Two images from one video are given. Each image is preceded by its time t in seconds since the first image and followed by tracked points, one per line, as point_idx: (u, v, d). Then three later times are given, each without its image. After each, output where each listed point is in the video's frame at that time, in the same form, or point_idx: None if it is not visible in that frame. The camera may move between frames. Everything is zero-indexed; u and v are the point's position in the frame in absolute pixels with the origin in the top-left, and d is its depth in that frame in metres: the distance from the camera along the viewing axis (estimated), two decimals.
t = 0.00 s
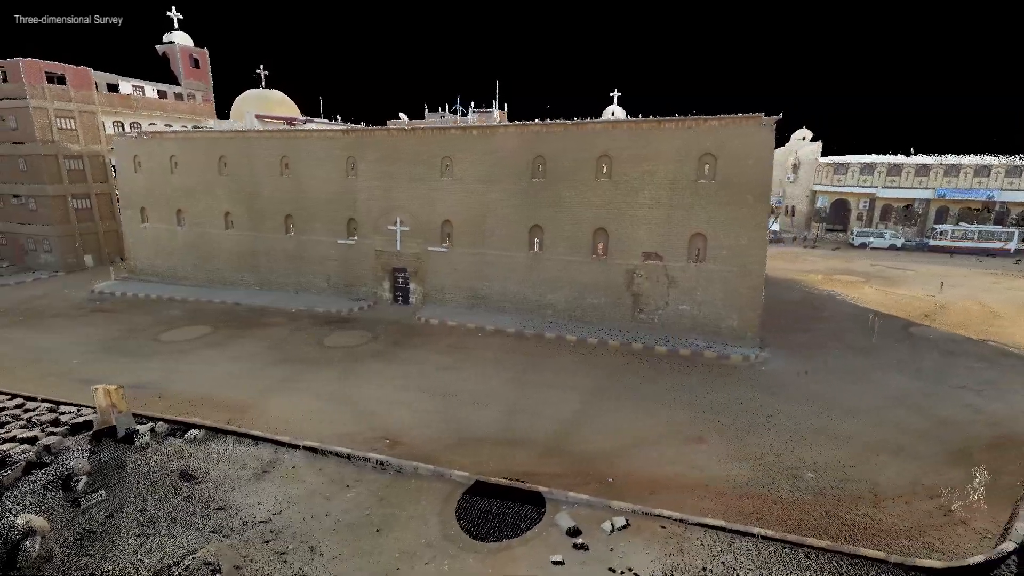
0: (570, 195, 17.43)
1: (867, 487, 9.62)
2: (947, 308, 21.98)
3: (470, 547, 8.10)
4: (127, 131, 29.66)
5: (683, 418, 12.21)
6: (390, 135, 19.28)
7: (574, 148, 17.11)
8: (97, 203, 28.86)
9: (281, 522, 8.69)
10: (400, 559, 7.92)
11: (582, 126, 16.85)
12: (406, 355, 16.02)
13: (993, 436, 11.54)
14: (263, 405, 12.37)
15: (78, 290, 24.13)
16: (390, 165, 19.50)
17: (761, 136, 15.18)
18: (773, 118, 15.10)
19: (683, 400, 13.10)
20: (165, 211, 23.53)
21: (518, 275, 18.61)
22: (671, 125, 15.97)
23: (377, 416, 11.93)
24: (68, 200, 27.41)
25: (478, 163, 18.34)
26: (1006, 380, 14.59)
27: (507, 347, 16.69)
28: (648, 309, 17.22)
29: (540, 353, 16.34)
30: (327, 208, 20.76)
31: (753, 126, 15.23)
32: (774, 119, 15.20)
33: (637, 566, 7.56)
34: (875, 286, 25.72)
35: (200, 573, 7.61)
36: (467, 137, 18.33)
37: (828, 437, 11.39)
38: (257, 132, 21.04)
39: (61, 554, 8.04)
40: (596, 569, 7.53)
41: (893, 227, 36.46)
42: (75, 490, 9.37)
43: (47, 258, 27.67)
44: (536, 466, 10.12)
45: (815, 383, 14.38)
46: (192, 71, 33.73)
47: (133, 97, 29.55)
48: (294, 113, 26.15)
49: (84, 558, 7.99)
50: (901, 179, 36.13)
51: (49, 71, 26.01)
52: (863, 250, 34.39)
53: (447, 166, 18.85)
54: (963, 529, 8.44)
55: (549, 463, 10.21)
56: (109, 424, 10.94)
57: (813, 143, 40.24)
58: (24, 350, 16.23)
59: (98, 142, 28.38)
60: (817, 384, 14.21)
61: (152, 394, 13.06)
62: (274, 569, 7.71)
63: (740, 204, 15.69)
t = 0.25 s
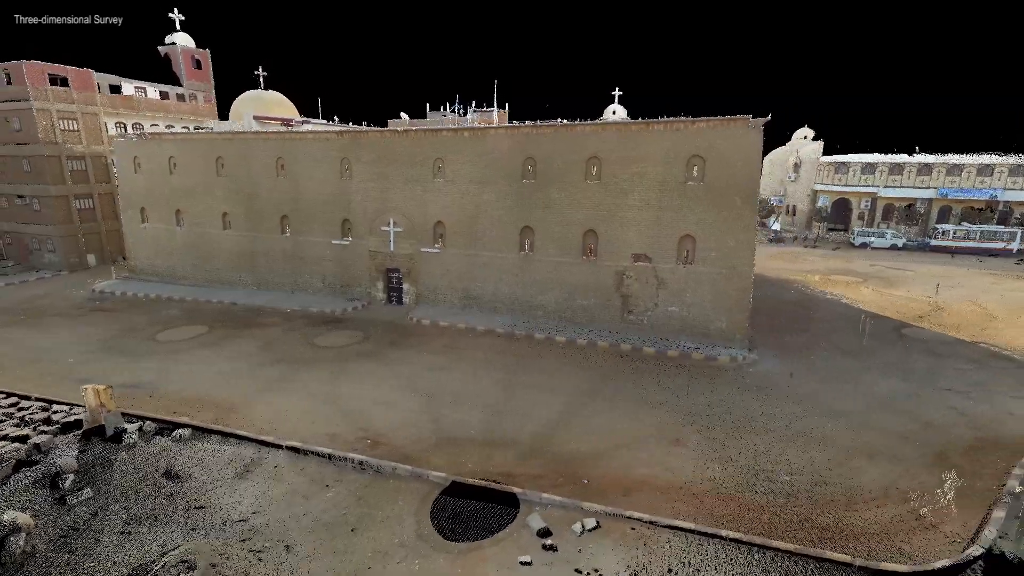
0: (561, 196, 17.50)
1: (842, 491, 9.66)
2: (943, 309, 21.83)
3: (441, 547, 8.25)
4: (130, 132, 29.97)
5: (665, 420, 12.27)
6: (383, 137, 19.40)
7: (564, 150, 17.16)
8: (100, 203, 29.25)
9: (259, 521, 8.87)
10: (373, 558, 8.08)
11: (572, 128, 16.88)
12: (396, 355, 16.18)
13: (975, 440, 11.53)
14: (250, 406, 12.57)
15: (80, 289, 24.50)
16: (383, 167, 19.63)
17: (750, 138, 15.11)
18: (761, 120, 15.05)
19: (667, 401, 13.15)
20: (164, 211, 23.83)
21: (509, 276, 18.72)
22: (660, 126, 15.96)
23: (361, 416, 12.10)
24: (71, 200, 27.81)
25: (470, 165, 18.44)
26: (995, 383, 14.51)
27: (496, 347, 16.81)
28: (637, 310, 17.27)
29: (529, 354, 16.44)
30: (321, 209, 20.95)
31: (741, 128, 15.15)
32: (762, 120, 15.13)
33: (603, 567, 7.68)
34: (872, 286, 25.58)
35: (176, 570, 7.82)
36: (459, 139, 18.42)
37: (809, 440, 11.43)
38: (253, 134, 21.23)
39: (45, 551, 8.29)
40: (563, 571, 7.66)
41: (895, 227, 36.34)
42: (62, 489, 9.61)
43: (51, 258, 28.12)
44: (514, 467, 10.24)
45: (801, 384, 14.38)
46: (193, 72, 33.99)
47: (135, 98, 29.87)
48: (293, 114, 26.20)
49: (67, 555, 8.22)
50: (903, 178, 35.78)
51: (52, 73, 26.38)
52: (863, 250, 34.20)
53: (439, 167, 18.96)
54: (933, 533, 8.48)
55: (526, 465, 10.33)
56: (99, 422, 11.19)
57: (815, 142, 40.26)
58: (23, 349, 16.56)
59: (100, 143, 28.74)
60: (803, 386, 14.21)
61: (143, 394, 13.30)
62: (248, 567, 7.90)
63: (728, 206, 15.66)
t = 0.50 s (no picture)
0: (551, 198, 17.59)
1: (816, 494, 9.70)
2: (938, 311, 21.73)
3: (414, 546, 8.39)
4: (132, 133, 30.34)
5: (647, 421, 12.35)
6: (376, 139, 19.57)
7: (554, 152, 17.25)
8: (103, 203, 29.67)
9: (239, 520, 9.06)
10: (346, 557, 8.25)
11: (562, 129, 16.94)
12: (386, 355, 16.36)
13: (956, 443, 11.53)
14: (238, 405, 12.79)
15: (82, 289, 24.90)
16: (377, 168, 19.80)
17: (737, 140, 15.13)
18: (749, 122, 15.06)
19: (650, 403, 13.23)
20: (163, 212, 24.14)
21: (500, 277, 18.83)
22: (649, 129, 16.00)
23: (346, 417, 12.28)
24: (74, 201, 28.25)
25: (461, 166, 18.57)
26: (983, 386, 14.47)
27: (486, 347, 16.95)
28: (627, 312, 17.34)
29: (518, 354, 16.55)
30: (316, 210, 21.16)
31: (729, 130, 15.17)
32: (750, 123, 15.14)
33: (570, 568, 7.80)
34: (869, 287, 25.44)
35: (155, 567, 8.03)
36: (451, 140, 18.56)
37: (788, 442, 11.48)
38: (250, 136, 21.47)
39: (30, 547, 8.54)
40: (531, 571, 7.79)
41: (897, 226, 35.93)
42: (50, 486, 9.87)
43: (55, 257, 28.59)
44: (492, 467, 10.37)
45: (787, 386, 14.40)
46: (195, 73, 34.24)
47: (137, 99, 30.27)
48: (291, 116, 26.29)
49: (51, 551, 8.45)
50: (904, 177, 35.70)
51: (55, 75, 26.80)
52: (864, 250, 34.00)
53: (432, 168, 19.11)
54: (902, 537, 8.53)
55: (504, 465, 10.46)
56: (89, 422, 11.43)
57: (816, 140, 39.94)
58: (23, 348, 16.92)
59: (103, 144, 29.14)
60: (788, 388, 14.24)
61: (135, 393, 13.57)
62: (225, 565, 8.09)
63: (716, 208, 15.69)
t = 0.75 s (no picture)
0: (541, 199, 17.68)
1: (791, 497, 9.76)
2: (934, 312, 21.62)
3: (388, 546, 8.56)
4: (134, 134, 30.71)
5: (629, 423, 12.45)
6: (369, 141, 19.74)
7: (544, 154, 17.33)
8: (105, 203, 30.09)
9: (220, 518, 9.28)
10: (321, 556, 8.43)
11: (552, 132, 17.01)
12: (377, 355, 16.54)
13: (937, 447, 11.54)
14: (227, 405, 13.03)
15: (84, 288, 25.31)
16: (371, 170, 19.97)
17: (725, 143, 15.13)
18: (737, 124, 15.05)
19: (634, 405, 13.32)
20: (163, 212, 24.47)
21: (492, 278, 18.96)
22: (638, 131, 16.03)
23: (332, 417, 12.47)
24: (77, 201, 28.68)
25: (453, 168, 18.71)
26: (971, 390, 14.42)
27: (475, 348, 17.10)
28: (616, 313, 17.40)
29: (507, 355, 16.67)
30: (312, 211, 21.38)
31: (717, 132, 15.17)
32: (738, 125, 15.12)
33: (539, 569, 7.94)
34: (866, 288, 25.32)
35: (135, 564, 8.26)
36: (443, 142, 18.69)
37: (768, 445, 11.54)
38: (246, 137, 21.70)
39: (17, 543, 8.80)
40: (500, 571, 7.93)
41: (898, 226, 35.60)
42: (39, 484, 10.14)
43: (59, 257, 29.05)
44: (471, 468, 10.52)
45: (773, 388, 14.44)
46: (198, 73, 34.55)
47: (140, 100, 30.65)
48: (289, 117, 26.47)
49: (36, 547, 8.71)
50: (906, 177, 35.47)
51: (58, 77, 27.20)
52: (864, 250, 33.81)
53: (424, 170, 19.24)
54: (872, 540, 8.60)
55: (483, 466, 10.60)
56: (80, 421, 11.68)
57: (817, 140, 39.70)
58: (22, 348, 17.27)
59: (105, 145, 29.54)
60: (775, 390, 14.27)
61: (128, 393, 13.85)
62: (203, 562, 8.30)
63: (704, 210, 15.72)
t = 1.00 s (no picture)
0: (532, 201, 17.79)
1: (765, 500, 9.85)
2: (929, 314, 21.53)
3: (364, 544, 8.74)
4: (137, 134, 31.08)
5: (611, 424, 12.56)
6: (363, 142, 19.95)
7: (534, 156, 17.46)
8: (108, 203, 30.53)
9: (202, 516, 9.50)
10: (298, 554, 8.63)
11: (542, 134, 17.14)
12: (368, 355, 16.74)
13: (916, 450, 11.58)
14: (216, 404, 13.27)
15: (86, 287, 25.74)
16: (365, 171, 20.18)
17: (712, 145, 15.17)
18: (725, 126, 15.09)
19: (617, 406, 13.44)
20: (162, 212, 24.81)
21: (483, 278, 19.10)
22: (626, 133, 16.11)
23: (318, 417, 12.68)
24: (80, 201, 29.09)
25: (446, 170, 18.88)
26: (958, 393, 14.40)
27: (465, 348, 17.25)
28: (606, 314, 17.50)
29: (496, 355, 16.81)
30: (307, 212, 21.62)
31: (704, 135, 15.22)
32: (726, 127, 15.16)
33: (508, 568, 8.09)
34: (863, 289, 25.22)
35: (117, 560, 8.50)
36: (435, 144, 18.88)
37: (747, 447, 11.63)
38: (244, 139, 21.95)
39: (5, 539, 9.07)
40: (470, 570, 8.09)
41: (899, 227, 35.04)
42: (30, 481, 10.43)
43: (63, 256, 29.50)
44: (451, 468, 10.68)
45: (758, 390, 14.49)
46: (200, 74, 34.81)
47: (142, 101, 30.92)
48: (288, 118, 26.76)
49: (23, 543, 8.98)
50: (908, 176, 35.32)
51: (62, 79, 27.54)
52: (864, 250, 33.63)
53: (417, 171, 19.43)
54: (842, 543, 8.69)
55: (462, 466, 10.76)
56: (72, 420, 11.97)
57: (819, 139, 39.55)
58: (22, 347, 17.63)
59: (108, 145, 29.96)
60: (760, 393, 14.32)
61: (121, 391, 14.14)
62: (183, 559, 8.53)
63: (692, 212, 15.78)
